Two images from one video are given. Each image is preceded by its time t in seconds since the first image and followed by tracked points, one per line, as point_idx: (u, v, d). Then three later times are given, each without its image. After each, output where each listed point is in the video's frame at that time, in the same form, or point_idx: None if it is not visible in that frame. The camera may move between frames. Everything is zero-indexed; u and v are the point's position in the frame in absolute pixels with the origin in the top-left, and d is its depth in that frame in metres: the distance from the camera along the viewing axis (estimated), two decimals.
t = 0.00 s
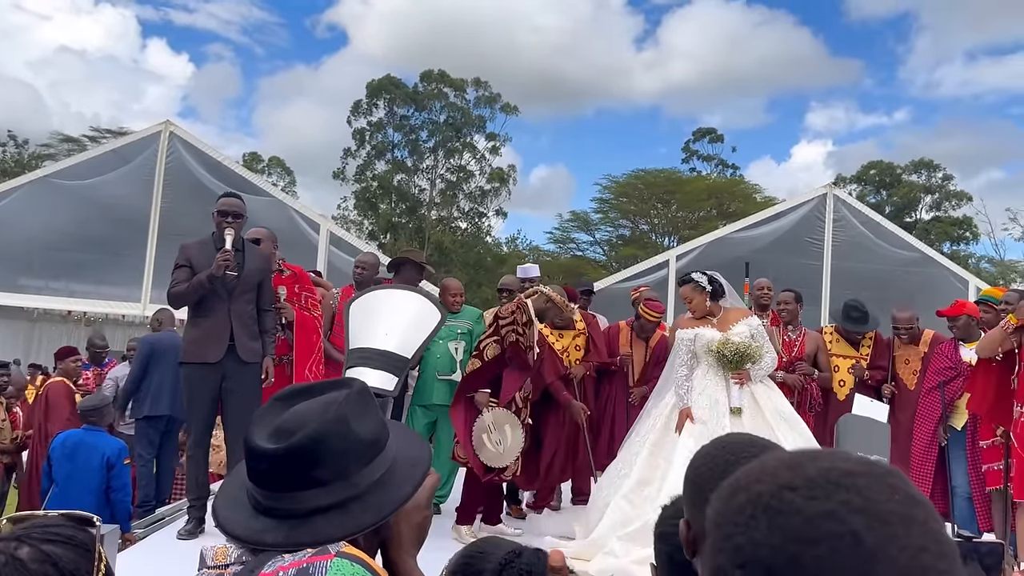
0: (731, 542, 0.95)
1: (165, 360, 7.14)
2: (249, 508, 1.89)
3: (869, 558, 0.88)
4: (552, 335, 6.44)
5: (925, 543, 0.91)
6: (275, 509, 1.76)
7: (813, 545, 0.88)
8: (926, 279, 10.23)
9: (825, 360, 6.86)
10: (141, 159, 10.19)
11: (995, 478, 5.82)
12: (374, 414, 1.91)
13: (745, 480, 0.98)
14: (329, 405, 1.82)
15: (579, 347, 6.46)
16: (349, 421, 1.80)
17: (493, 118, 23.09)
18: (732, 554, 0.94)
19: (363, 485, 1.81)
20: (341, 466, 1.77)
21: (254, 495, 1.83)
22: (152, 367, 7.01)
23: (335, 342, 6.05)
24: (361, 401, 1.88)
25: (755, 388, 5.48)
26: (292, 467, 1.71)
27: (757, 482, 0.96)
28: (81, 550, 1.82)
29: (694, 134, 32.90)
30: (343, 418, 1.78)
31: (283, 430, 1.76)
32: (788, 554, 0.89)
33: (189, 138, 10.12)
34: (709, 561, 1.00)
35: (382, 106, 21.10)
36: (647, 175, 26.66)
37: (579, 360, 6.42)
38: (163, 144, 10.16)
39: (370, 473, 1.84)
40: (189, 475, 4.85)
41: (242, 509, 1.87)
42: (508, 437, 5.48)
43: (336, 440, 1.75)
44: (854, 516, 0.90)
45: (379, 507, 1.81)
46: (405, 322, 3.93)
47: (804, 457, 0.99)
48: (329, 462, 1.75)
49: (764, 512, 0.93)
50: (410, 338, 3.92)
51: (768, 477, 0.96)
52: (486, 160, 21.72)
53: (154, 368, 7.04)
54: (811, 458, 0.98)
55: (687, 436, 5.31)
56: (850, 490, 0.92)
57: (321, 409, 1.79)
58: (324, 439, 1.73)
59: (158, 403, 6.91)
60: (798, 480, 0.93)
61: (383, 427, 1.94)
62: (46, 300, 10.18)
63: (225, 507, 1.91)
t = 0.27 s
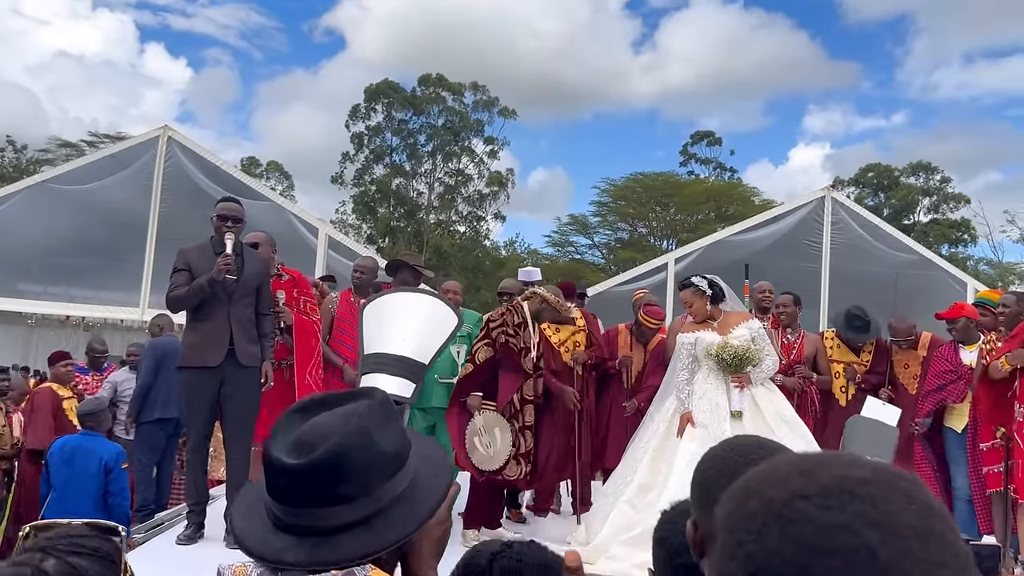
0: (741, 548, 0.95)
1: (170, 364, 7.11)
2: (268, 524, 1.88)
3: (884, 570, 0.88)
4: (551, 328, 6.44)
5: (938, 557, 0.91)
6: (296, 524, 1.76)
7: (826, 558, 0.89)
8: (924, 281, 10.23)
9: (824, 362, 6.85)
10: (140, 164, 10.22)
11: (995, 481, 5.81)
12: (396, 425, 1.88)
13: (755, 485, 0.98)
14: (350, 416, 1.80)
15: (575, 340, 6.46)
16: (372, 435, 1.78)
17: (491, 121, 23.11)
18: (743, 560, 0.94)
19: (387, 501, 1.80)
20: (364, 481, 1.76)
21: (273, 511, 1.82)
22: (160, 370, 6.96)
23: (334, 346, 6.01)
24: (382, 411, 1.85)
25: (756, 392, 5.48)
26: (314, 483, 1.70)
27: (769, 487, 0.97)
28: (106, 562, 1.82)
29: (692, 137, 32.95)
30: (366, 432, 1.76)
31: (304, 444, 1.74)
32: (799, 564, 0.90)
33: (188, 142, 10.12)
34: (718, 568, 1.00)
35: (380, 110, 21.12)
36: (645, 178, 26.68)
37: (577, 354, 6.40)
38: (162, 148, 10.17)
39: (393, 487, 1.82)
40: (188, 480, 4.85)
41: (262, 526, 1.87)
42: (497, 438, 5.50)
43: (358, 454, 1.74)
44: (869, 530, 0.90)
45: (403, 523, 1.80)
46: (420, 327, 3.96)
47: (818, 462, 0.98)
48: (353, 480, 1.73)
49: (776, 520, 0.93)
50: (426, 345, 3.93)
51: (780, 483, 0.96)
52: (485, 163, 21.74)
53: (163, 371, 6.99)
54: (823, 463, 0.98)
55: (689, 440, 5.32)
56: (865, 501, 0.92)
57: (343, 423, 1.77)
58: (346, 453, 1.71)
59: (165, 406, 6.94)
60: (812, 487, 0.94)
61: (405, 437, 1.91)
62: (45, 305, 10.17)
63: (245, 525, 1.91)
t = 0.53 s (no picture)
0: (752, 559, 0.95)
1: (173, 371, 7.13)
2: (298, 541, 1.87)
3: None
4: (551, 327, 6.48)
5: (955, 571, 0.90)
6: (329, 542, 1.76)
7: (838, 570, 0.88)
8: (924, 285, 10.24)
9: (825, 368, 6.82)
10: (140, 171, 10.24)
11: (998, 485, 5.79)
12: (428, 442, 1.88)
13: (767, 494, 0.99)
14: (383, 432, 1.79)
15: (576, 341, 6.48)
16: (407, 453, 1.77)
17: (491, 127, 23.15)
18: (754, 570, 0.95)
19: (420, 520, 1.80)
20: (399, 499, 1.75)
21: (306, 528, 1.82)
22: (162, 376, 6.96)
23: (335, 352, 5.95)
24: (415, 428, 1.85)
25: (758, 397, 5.47)
26: (349, 501, 1.70)
27: (781, 498, 0.97)
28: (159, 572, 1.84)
29: (691, 142, 32.99)
30: (400, 449, 1.75)
31: (340, 461, 1.74)
32: None
33: (188, 149, 10.14)
34: None
35: (380, 116, 21.14)
36: (644, 183, 26.72)
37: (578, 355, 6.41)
38: (162, 155, 10.19)
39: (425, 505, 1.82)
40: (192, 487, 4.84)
41: (293, 543, 1.87)
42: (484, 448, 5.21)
43: (393, 473, 1.73)
44: (883, 544, 0.90)
45: (437, 542, 1.80)
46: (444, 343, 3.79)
47: (829, 472, 0.99)
48: (387, 498, 1.73)
49: (789, 532, 0.93)
50: (453, 359, 3.78)
51: (792, 495, 0.96)
52: (484, 169, 21.75)
53: (165, 377, 6.99)
54: (835, 474, 0.98)
55: (691, 445, 5.30)
56: (878, 514, 0.91)
57: (377, 439, 1.76)
58: (382, 472, 1.71)
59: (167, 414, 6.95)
60: (825, 499, 0.94)
61: (436, 454, 1.91)
62: (45, 312, 10.15)
63: (274, 540, 1.90)
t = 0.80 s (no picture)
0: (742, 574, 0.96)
1: (173, 380, 7.10)
2: (301, 555, 1.86)
3: None
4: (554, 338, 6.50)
5: None
6: (330, 558, 1.74)
7: None
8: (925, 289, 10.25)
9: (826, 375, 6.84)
10: (142, 179, 10.28)
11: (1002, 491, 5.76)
12: (430, 455, 1.88)
13: (758, 510, 1.00)
14: (385, 448, 1.79)
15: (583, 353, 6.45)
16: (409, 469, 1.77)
17: (492, 133, 23.19)
18: None
19: (422, 534, 1.79)
20: (401, 513, 1.75)
21: (307, 543, 1.81)
22: (161, 389, 6.92)
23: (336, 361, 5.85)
24: (416, 442, 1.86)
25: (758, 404, 5.47)
26: (352, 517, 1.69)
27: (772, 515, 0.98)
28: None
29: (692, 147, 33.03)
30: (401, 465, 1.75)
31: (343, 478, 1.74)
32: None
33: (190, 158, 10.18)
34: None
35: (381, 123, 21.19)
36: (646, 189, 26.75)
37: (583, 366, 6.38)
38: (164, 164, 10.24)
39: (427, 520, 1.81)
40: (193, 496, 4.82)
41: (297, 558, 1.86)
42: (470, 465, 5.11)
43: (395, 488, 1.73)
44: (868, 560, 0.90)
45: (439, 556, 1.79)
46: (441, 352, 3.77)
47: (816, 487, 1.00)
48: (388, 512, 1.72)
49: (778, 547, 0.94)
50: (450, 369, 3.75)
51: (781, 511, 0.97)
52: (485, 175, 21.78)
53: (163, 389, 6.96)
54: (823, 490, 0.99)
55: (691, 452, 5.28)
56: (865, 530, 0.92)
57: (380, 454, 1.77)
58: (384, 488, 1.71)
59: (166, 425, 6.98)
60: (812, 515, 0.95)
61: (439, 469, 1.91)
62: (47, 321, 10.16)
63: (279, 557, 1.89)
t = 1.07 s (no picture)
0: None
1: (175, 393, 7.12)
2: (298, 574, 1.87)
3: None
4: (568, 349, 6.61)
5: None
6: None
7: None
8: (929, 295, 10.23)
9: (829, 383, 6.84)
10: (146, 189, 10.31)
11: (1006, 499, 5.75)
12: (425, 477, 1.89)
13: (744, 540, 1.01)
14: (379, 469, 1.81)
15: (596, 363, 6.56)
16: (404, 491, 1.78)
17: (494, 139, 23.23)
18: None
19: (415, 556, 1.78)
20: (396, 536, 1.75)
21: (305, 566, 1.81)
22: (160, 401, 6.92)
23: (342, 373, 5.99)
24: (411, 465, 1.87)
25: (762, 414, 5.47)
26: (347, 540, 1.70)
27: (757, 544, 0.99)
28: None
29: (695, 153, 33.02)
30: (396, 487, 1.77)
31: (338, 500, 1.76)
32: None
33: (193, 167, 10.22)
34: None
35: (384, 130, 21.23)
36: (649, 195, 26.76)
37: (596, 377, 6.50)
38: (167, 173, 10.27)
39: (420, 541, 1.81)
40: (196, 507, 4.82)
41: None
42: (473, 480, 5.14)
43: (391, 511, 1.74)
44: None
45: None
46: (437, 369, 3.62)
47: (800, 517, 1.01)
48: (384, 534, 1.73)
49: None
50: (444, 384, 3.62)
51: (766, 540, 0.98)
52: (488, 181, 21.80)
53: (162, 402, 6.96)
54: (807, 519, 1.00)
55: (695, 461, 5.28)
56: (847, 558, 0.93)
57: (376, 476, 1.79)
58: (379, 512, 1.72)
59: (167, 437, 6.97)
60: (796, 544, 0.96)
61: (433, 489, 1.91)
62: (51, 330, 10.19)
63: None
